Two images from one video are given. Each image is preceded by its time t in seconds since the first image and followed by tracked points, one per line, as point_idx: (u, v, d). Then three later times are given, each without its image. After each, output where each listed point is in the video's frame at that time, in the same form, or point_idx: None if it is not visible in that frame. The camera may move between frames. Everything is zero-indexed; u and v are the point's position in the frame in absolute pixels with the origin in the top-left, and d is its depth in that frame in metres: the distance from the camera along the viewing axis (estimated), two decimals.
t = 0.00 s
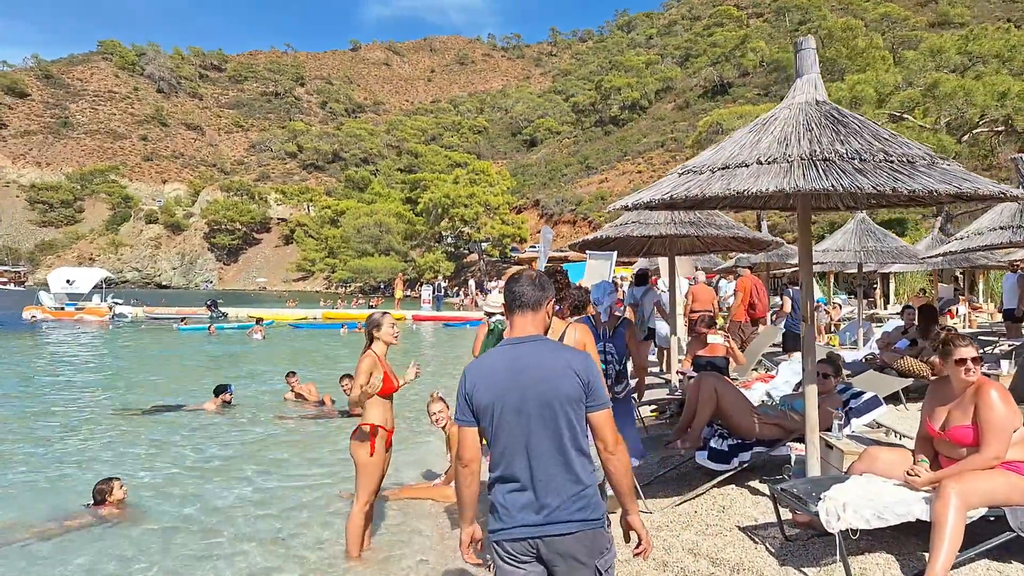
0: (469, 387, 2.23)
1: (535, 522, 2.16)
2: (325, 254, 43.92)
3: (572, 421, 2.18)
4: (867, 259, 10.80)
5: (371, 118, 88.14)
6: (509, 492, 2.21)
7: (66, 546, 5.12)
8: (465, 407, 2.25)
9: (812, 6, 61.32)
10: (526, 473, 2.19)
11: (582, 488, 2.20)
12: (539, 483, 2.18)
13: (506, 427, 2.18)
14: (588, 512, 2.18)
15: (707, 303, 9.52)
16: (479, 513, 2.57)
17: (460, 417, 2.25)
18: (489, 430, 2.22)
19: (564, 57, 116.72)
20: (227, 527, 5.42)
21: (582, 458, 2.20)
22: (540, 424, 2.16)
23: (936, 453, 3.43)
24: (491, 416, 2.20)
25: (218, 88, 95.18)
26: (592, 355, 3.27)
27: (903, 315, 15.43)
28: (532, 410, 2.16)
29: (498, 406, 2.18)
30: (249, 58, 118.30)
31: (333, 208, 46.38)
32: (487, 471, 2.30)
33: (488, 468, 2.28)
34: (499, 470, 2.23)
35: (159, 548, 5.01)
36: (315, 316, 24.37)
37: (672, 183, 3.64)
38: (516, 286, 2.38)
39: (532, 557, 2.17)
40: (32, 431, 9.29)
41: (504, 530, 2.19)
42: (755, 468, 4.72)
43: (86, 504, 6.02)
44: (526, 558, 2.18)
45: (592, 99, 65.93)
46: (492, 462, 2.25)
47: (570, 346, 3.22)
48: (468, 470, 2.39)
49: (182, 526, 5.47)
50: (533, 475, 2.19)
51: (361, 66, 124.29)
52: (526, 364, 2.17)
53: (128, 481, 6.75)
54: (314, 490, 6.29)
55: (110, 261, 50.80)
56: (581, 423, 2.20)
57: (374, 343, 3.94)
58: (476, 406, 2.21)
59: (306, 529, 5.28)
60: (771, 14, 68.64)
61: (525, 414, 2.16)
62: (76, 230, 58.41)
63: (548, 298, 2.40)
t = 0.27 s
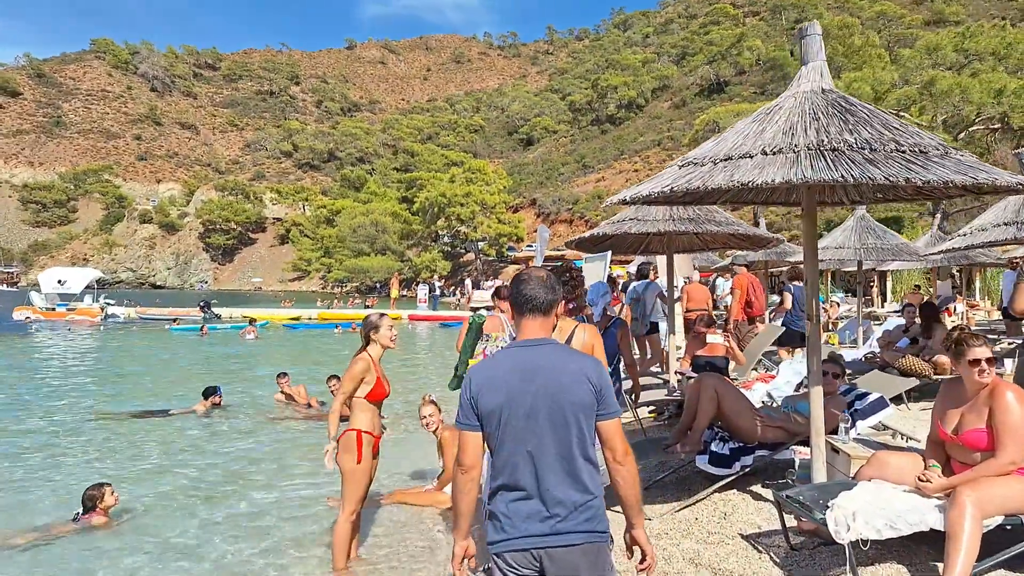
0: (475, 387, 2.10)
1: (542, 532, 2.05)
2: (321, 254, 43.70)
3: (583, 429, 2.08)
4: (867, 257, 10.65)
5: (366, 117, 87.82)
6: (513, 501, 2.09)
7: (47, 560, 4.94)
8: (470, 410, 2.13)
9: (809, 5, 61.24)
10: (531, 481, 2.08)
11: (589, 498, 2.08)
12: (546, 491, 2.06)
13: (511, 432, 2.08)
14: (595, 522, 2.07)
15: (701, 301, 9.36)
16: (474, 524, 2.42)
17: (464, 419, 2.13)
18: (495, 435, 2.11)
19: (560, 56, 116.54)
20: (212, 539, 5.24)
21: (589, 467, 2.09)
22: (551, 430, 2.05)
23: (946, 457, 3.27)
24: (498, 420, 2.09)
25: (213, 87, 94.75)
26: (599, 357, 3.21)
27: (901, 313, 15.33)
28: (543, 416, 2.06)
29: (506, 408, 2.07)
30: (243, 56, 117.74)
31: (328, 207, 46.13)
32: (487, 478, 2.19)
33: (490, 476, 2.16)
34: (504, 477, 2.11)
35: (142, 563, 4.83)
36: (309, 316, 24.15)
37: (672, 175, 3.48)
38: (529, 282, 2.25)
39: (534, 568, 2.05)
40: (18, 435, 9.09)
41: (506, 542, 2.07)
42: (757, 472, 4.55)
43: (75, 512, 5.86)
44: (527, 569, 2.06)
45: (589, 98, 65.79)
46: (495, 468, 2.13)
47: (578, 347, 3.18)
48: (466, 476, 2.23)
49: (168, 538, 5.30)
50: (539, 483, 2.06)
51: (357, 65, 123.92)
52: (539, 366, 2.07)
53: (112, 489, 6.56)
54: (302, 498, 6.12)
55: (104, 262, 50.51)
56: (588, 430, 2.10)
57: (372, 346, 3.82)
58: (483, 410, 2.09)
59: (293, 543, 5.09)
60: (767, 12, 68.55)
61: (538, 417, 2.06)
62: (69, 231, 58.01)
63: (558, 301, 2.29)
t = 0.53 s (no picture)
0: (489, 379, 2.09)
1: (547, 532, 2.02)
2: (317, 253, 43.49)
3: (595, 429, 2.06)
4: (866, 253, 10.54)
5: (362, 115, 87.47)
6: (521, 501, 2.06)
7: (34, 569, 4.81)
8: (482, 404, 2.12)
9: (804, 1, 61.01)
10: (540, 481, 2.05)
11: (597, 500, 2.06)
12: (553, 489, 2.04)
13: (524, 429, 2.05)
14: (602, 524, 2.05)
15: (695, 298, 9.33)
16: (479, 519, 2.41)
17: (476, 412, 2.12)
18: (506, 433, 2.08)
19: (556, 53, 116.37)
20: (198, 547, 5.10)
21: (598, 467, 2.08)
22: (561, 428, 2.03)
23: (955, 463, 3.12)
24: (510, 418, 2.06)
25: (208, 86, 94.39)
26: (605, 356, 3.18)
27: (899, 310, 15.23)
28: (556, 415, 2.04)
29: (520, 405, 2.04)
30: (239, 55, 117.26)
31: (324, 207, 45.92)
32: (495, 478, 2.16)
33: (498, 474, 2.12)
34: (512, 477, 2.08)
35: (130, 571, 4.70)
36: (304, 315, 23.97)
37: (667, 170, 3.34)
38: (548, 280, 2.25)
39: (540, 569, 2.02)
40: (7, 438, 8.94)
41: (511, 543, 2.03)
42: (755, 477, 4.41)
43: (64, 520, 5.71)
44: (532, 570, 2.03)
45: (585, 95, 65.62)
46: (504, 466, 2.10)
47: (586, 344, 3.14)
48: (475, 470, 2.22)
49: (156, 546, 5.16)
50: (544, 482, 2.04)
51: (352, 64, 123.52)
52: (556, 363, 2.05)
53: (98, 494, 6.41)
54: (292, 502, 5.98)
55: (99, 262, 50.22)
56: (601, 432, 2.09)
57: (365, 350, 3.66)
58: (496, 404, 2.08)
59: (281, 549, 4.98)
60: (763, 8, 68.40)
61: (550, 416, 2.03)
62: (64, 231, 57.69)
63: (578, 299, 2.27)
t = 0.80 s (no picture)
0: (501, 370, 2.08)
1: (551, 526, 2.03)
2: (314, 252, 43.31)
3: (606, 425, 2.08)
4: (866, 252, 10.46)
5: (360, 114, 87.26)
6: (530, 495, 2.07)
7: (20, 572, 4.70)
8: (493, 394, 2.11)
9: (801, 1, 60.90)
10: (550, 477, 2.05)
11: (602, 496, 2.08)
12: (560, 484, 2.04)
13: (535, 422, 2.04)
14: (608, 520, 2.08)
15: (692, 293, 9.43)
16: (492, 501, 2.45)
17: (486, 402, 2.11)
18: (516, 425, 2.07)
19: (553, 53, 116.30)
20: (184, 549, 4.96)
21: (606, 462, 2.10)
22: (573, 421, 2.04)
23: (964, 465, 3.00)
24: (524, 410, 2.05)
25: (206, 86, 94.12)
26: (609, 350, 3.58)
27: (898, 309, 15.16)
28: (567, 409, 2.03)
29: (534, 398, 2.03)
30: (236, 54, 116.94)
31: (321, 206, 45.74)
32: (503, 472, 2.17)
33: (506, 470, 2.12)
34: (521, 472, 2.08)
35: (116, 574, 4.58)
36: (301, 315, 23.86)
37: (667, 163, 3.23)
38: (564, 271, 2.23)
39: (546, 564, 2.03)
40: None
41: (518, 537, 2.04)
42: (756, 480, 4.31)
43: (54, 524, 5.56)
44: (539, 566, 2.04)
45: (582, 95, 65.50)
46: (513, 461, 2.09)
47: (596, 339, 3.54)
48: (486, 461, 2.23)
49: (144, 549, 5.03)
50: (552, 478, 2.04)
51: (350, 63, 123.26)
52: (569, 357, 2.05)
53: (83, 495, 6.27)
54: (282, 504, 5.85)
55: (96, 262, 49.95)
56: (611, 430, 2.10)
57: (349, 348, 3.62)
58: (507, 393, 2.07)
59: (270, 552, 4.84)
60: (760, 8, 68.32)
61: (562, 410, 2.03)
62: (60, 230, 57.40)
63: (592, 292, 2.25)
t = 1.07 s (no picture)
0: (502, 376, 1.93)
1: (550, 539, 1.89)
2: (311, 251, 43.12)
3: (610, 430, 1.93)
4: (868, 253, 10.33)
5: (358, 113, 87.11)
6: (530, 506, 1.92)
7: None
8: (492, 399, 1.95)
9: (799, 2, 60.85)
10: (551, 486, 1.91)
11: (606, 506, 1.94)
12: (560, 495, 1.91)
13: (537, 429, 1.90)
14: (613, 532, 1.95)
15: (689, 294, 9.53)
16: (489, 508, 2.29)
17: (485, 408, 1.96)
18: (516, 432, 1.93)
19: (551, 54, 116.26)
20: (170, 556, 4.79)
21: (610, 470, 1.96)
22: (576, 427, 1.90)
23: (986, 477, 2.85)
24: (524, 415, 1.91)
25: (203, 84, 93.84)
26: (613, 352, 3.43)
27: (899, 311, 15.03)
28: (571, 414, 1.89)
29: (534, 403, 1.89)
30: (234, 53, 116.75)
31: (319, 205, 45.56)
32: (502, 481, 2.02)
33: (505, 478, 1.98)
34: (520, 482, 1.94)
35: None
36: (297, 315, 23.69)
37: (674, 158, 3.07)
38: (564, 271, 2.09)
39: None
40: None
41: (516, 549, 1.90)
42: (764, 487, 4.17)
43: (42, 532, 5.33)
44: None
45: (580, 95, 65.41)
46: (512, 469, 1.96)
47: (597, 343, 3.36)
48: (483, 470, 2.06)
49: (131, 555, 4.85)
50: (554, 488, 1.90)
51: (348, 63, 123.07)
52: (571, 359, 1.91)
53: (67, 500, 6.07)
54: (271, 509, 5.67)
55: (92, 260, 49.69)
56: (616, 437, 1.96)
57: (325, 350, 3.35)
58: (507, 400, 1.92)
59: (257, 560, 4.66)
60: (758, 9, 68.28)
61: (565, 417, 1.89)
62: (56, 229, 57.11)
63: (595, 290, 2.11)
